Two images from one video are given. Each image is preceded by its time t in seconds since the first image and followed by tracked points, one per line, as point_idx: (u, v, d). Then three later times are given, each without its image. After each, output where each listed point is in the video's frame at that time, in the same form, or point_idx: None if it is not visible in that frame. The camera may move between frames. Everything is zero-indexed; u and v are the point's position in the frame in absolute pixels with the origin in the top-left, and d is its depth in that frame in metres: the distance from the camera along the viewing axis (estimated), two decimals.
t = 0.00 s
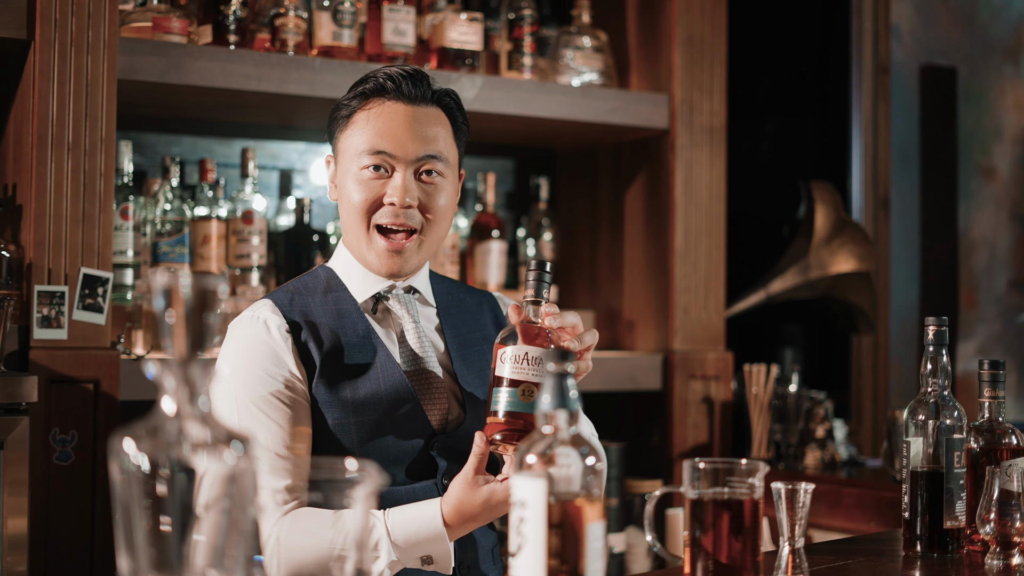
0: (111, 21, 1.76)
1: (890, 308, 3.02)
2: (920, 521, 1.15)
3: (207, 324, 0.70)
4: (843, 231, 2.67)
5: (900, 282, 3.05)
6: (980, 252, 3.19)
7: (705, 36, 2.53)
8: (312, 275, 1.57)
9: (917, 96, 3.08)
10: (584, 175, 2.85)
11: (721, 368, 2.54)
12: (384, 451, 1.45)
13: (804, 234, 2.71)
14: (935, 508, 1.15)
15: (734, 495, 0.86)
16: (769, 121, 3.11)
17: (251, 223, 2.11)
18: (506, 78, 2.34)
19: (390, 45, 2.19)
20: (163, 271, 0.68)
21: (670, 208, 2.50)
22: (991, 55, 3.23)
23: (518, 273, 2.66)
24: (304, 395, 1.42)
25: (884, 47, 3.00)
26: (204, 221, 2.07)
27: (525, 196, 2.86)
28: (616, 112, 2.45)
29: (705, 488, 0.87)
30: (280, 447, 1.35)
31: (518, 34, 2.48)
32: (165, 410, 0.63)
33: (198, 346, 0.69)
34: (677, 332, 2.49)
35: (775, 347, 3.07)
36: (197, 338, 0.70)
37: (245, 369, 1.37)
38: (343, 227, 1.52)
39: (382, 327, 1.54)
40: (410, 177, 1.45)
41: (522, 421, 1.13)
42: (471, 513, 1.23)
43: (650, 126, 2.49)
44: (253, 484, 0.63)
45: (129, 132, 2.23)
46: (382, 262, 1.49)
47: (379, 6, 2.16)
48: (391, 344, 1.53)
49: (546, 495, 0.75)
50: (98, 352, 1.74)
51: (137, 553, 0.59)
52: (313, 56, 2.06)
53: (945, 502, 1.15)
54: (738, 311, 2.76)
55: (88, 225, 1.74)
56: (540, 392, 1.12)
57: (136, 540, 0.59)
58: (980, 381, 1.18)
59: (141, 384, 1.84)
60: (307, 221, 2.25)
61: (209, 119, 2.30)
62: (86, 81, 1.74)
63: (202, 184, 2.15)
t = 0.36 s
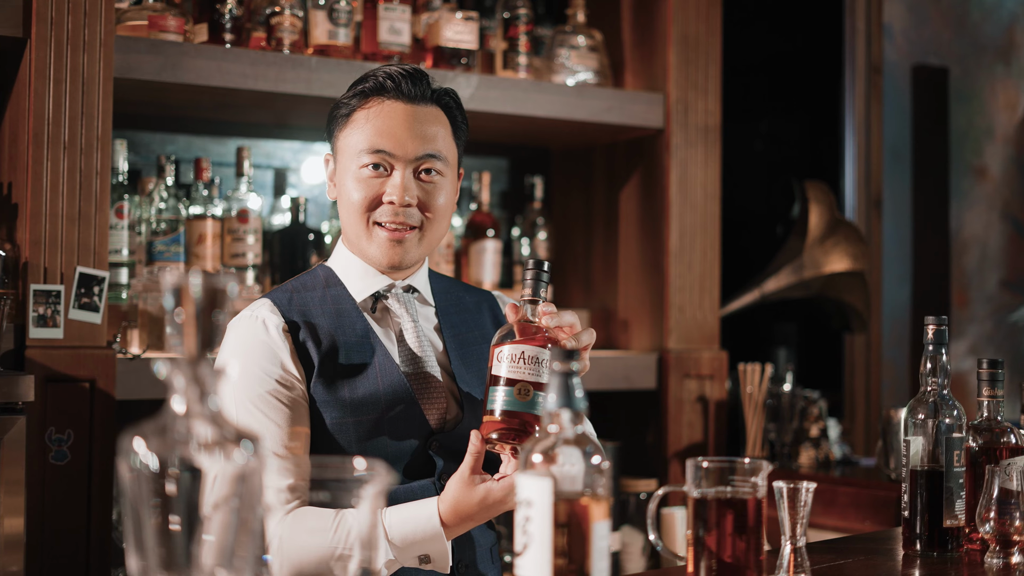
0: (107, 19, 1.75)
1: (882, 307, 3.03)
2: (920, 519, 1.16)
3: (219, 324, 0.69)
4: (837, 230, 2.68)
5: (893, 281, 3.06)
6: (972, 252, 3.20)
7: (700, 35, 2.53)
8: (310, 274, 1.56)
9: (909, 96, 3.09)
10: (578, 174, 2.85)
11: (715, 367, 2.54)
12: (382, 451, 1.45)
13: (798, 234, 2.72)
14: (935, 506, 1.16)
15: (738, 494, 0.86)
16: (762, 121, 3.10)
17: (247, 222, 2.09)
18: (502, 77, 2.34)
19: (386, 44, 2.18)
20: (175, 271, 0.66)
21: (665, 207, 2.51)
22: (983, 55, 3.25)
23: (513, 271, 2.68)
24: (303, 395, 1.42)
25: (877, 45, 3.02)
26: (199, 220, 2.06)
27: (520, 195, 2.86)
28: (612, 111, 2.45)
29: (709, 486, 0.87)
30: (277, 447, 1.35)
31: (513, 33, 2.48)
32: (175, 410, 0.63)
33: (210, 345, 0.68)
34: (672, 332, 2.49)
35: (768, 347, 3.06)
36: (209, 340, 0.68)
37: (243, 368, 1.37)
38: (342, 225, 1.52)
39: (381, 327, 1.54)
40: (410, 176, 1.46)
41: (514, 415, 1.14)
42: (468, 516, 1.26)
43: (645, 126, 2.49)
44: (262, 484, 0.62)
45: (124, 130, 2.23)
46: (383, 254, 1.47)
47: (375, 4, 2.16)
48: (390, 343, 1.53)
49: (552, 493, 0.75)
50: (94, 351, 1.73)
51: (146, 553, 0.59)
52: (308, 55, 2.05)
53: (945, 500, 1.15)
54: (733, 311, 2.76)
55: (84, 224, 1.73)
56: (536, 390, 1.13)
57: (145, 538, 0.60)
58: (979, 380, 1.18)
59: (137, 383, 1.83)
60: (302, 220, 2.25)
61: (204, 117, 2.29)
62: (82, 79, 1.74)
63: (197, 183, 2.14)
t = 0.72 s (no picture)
0: (106, 19, 1.74)
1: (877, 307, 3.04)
2: (922, 519, 1.16)
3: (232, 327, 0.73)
4: (833, 229, 2.68)
5: (888, 281, 3.07)
6: (967, 252, 3.20)
7: (697, 36, 2.54)
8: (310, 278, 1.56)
9: (904, 96, 3.11)
10: (575, 174, 2.85)
11: (713, 367, 2.54)
12: (384, 451, 1.45)
13: (795, 234, 2.72)
14: (938, 506, 1.16)
15: (745, 494, 0.86)
16: (760, 119, 3.10)
17: (244, 222, 2.09)
18: (500, 77, 2.34)
19: (384, 44, 2.18)
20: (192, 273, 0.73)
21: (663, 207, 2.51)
22: (977, 55, 3.26)
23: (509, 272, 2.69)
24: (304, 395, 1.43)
25: (873, 45, 3.04)
26: (197, 219, 2.06)
27: (517, 195, 2.86)
28: (609, 111, 2.45)
29: (717, 487, 0.87)
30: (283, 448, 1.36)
31: (511, 33, 2.48)
32: (188, 413, 0.63)
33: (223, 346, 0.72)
34: (669, 332, 2.50)
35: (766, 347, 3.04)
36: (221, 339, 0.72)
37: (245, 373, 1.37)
38: (358, 244, 1.50)
39: (381, 331, 1.53)
40: (433, 195, 1.45)
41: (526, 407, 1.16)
42: (470, 495, 1.24)
43: (643, 126, 2.50)
44: (277, 486, 0.62)
45: (122, 130, 2.22)
46: (404, 272, 1.49)
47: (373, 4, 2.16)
48: (391, 345, 1.53)
49: (562, 493, 0.75)
50: (94, 351, 1.73)
51: (160, 552, 0.60)
52: (307, 55, 2.05)
53: (948, 500, 1.16)
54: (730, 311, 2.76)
55: (83, 224, 1.73)
56: (534, 370, 1.12)
57: (160, 539, 0.60)
58: (981, 380, 1.19)
59: (137, 385, 1.81)
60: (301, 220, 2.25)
61: (202, 117, 2.28)
62: (81, 79, 1.73)
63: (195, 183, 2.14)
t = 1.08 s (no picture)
0: (103, 19, 1.74)
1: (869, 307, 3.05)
2: (920, 519, 1.17)
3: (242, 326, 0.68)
4: (827, 230, 2.69)
5: (880, 282, 3.09)
6: (958, 252, 3.22)
7: (692, 37, 2.54)
8: (301, 282, 1.55)
9: (896, 97, 3.12)
10: (570, 174, 2.86)
11: (707, 368, 2.55)
12: (384, 452, 1.46)
13: (788, 234, 2.73)
14: (935, 506, 1.17)
15: (746, 495, 0.87)
16: (752, 121, 3.09)
17: (240, 223, 2.08)
18: (495, 78, 2.34)
19: (380, 44, 2.18)
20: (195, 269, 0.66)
21: (658, 208, 2.52)
22: (968, 56, 3.27)
23: (504, 273, 2.70)
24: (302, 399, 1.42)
25: (865, 46, 3.04)
26: (193, 220, 2.07)
27: (511, 195, 2.86)
28: (604, 112, 2.45)
29: (719, 488, 0.88)
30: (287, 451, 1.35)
31: (506, 34, 2.48)
32: (197, 417, 0.64)
33: (232, 349, 0.67)
34: (663, 332, 2.50)
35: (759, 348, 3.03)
36: (231, 341, 0.67)
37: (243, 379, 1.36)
38: (353, 251, 1.48)
39: (374, 333, 1.53)
40: (427, 203, 1.43)
41: (531, 395, 1.18)
42: (475, 476, 1.24)
43: (638, 127, 2.50)
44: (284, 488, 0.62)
45: (116, 130, 2.22)
46: (398, 278, 1.47)
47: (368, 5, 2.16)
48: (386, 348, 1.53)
49: (566, 493, 0.76)
50: (90, 353, 1.72)
51: (169, 553, 0.60)
52: (302, 55, 2.04)
53: (946, 500, 1.17)
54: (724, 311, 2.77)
55: (79, 224, 1.72)
56: (536, 365, 1.12)
57: (168, 540, 0.60)
58: (978, 381, 1.20)
59: (134, 385, 1.82)
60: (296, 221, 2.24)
61: (197, 117, 2.28)
62: (78, 79, 1.73)
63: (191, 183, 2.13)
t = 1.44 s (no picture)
0: (99, 19, 1.74)
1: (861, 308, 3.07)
2: (917, 519, 1.18)
3: (251, 325, 0.68)
4: (820, 231, 2.71)
5: (871, 282, 3.10)
6: (949, 253, 3.25)
7: (686, 38, 2.55)
8: (297, 283, 1.55)
9: (887, 98, 3.14)
10: (564, 174, 2.87)
11: (701, 368, 2.56)
12: (384, 452, 1.46)
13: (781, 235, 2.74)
14: (932, 507, 1.18)
15: (746, 495, 0.88)
16: (746, 119, 3.11)
17: (235, 224, 2.08)
18: (490, 79, 2.34)
19: (375, 45, 2.18)
20: (206, 274, 0.65)
21: (652, 209, 2.52)
22: (959, 57, 3.29)
23: (499, 273, 2.71)
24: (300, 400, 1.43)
25: (857, 49, 3.07)
26: (188, 221, 2.07)
27: (505, 196, 2.86)
28: (599, 113, 2.46)
29: (719, 488, 0.89)
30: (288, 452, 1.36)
31: (501, 35, 2.49)
32: (206, 418, 0.65)
33: (242, 350, 0.67)
34: (658, 333, 2.51)
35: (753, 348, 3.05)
36: (241, 344, 0.67)
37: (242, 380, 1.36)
38: (350, 250, 1.48)
39: (370, 333, 1.54)
40: (427, 203, 1.43)
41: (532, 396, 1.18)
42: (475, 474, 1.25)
43: (632, 127, 2.51)
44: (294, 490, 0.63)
45: (111, 131, 2.21)
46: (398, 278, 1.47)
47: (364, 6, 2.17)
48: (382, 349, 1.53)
49: (569, 494, 0.76)
50: (87, 353, 1.72)
51: (177, 553, 0.60)
52: (298, 56, 2.05)
53: (942, 501, 1.17)
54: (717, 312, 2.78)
55: (76, 225, 1.72)
56: (535, 364, 1.14)
57: (177, 539, 0.61)
58: (974, 382, 1.21)
59: (130, 386, 1.82)
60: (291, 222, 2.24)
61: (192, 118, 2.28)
62: (74, 80, 1.72)
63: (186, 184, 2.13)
